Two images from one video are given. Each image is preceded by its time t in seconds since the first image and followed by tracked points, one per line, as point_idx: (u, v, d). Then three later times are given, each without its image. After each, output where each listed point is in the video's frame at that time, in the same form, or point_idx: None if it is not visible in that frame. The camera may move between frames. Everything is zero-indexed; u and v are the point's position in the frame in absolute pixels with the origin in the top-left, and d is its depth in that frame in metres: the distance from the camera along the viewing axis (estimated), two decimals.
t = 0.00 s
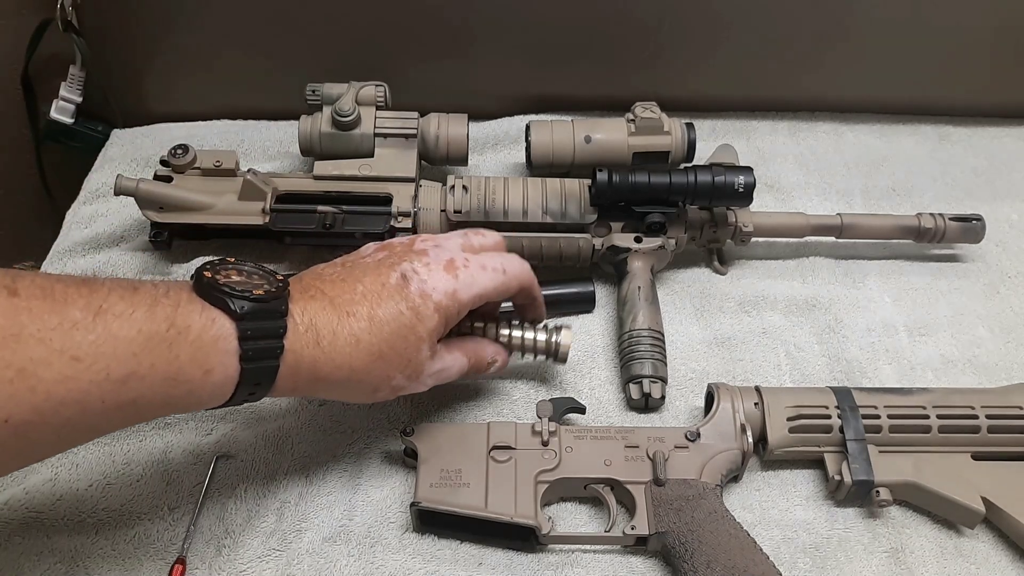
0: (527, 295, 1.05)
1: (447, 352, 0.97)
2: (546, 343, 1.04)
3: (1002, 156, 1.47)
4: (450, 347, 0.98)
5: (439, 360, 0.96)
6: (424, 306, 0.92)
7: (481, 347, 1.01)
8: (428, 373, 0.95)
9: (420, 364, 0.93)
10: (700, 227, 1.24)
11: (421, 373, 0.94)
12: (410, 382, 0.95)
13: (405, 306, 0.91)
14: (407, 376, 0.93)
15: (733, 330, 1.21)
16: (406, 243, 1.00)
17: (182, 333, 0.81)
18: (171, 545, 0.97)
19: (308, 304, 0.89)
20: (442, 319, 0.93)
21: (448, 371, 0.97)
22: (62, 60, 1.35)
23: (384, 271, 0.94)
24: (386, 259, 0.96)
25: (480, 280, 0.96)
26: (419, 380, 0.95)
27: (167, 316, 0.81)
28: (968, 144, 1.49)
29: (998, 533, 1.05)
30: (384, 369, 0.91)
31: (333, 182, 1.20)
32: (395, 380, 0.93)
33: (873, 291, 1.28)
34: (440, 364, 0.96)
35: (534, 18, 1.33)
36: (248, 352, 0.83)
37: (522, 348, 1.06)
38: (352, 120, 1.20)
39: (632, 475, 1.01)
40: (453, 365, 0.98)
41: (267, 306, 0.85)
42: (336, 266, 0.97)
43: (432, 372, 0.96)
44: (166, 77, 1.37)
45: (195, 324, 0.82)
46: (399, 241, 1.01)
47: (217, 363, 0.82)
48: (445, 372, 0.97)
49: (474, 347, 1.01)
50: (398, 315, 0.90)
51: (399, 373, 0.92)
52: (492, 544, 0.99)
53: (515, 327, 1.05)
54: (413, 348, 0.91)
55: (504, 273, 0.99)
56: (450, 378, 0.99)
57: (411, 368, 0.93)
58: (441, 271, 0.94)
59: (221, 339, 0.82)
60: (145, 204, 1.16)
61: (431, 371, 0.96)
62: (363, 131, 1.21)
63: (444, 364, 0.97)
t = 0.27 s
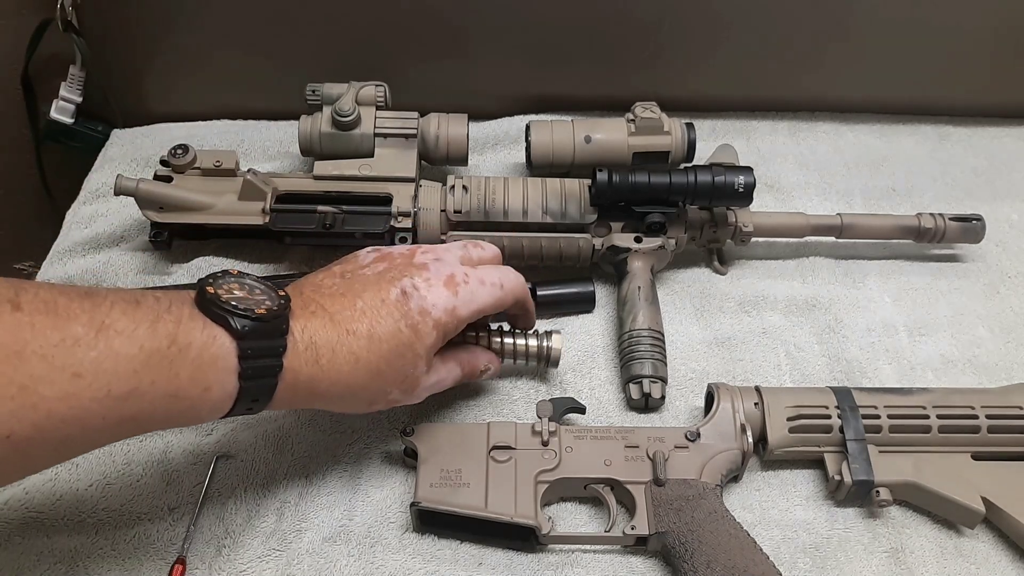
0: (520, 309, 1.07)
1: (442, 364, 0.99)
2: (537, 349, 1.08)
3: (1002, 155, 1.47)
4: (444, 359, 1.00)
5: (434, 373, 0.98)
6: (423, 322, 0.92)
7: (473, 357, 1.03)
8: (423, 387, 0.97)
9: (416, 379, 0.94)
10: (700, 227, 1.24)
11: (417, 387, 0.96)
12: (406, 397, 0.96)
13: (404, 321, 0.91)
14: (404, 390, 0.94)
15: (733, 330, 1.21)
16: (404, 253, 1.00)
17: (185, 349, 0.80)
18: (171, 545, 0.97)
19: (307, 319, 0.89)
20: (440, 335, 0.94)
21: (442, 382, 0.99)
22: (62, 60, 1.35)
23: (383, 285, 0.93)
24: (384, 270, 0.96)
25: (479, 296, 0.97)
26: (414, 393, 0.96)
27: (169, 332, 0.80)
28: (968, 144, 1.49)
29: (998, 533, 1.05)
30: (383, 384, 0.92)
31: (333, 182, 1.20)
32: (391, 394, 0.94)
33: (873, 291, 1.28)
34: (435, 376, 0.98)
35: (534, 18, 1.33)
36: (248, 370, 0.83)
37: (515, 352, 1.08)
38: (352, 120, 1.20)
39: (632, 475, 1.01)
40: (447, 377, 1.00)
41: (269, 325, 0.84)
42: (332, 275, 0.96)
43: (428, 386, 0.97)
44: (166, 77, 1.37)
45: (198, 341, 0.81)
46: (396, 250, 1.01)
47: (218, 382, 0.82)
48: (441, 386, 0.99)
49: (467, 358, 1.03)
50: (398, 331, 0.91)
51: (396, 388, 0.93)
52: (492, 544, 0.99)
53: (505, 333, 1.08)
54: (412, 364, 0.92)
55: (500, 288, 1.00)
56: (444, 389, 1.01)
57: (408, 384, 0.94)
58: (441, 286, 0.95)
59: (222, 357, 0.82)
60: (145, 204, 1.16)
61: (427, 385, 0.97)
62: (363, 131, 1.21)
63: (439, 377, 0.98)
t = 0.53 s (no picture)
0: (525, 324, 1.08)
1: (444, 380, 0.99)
2: (548, 369, 1.12)
3: (1002, 155, 1.47)
4: (449, 374, 1.01)
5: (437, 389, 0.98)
6: (434, 340, 0.93)
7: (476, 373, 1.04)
8: (426, 403, 0.97)
9: (420, 395, 0.95)
10: (700, 227, 1.24)
11: (420, 402, 0.96)
12: (408, 412, 0.96)
13: (413, 336, 0.92)
14: (407, 405, 0.95)
15: (733, 330, 1.21)
16: (412, 269, 1.00)
17: (194, 361, 0.79)
18: (171, 545, 0.97)
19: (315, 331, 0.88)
20: (447, 352, 0.95)
21: (443, 397, 1.00)
22: (62, 60, 1.35)
23: (393, 300, 0.94)
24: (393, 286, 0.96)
25: (486, 315, 0.99)
26: (416, 408, 0.96)
27: (177, 342, 0.79)
28: (968, 144, 1.49)
29: (998, 533, 1.05)
30: (387, 400, 0.92)
31: (333, 182, 1.20)
32: (394, 409, 0.94)
33: (873, 291, 1.28)
34: (438, 391, 0.98)
35: (534, 18, 1.33)
36: (255, 381, 0.82)
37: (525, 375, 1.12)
38: (352, 120, 1.20)
39: (632, 475, 1.01)
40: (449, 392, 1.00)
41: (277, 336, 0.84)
42: (341, 288, 0.96)
43: (432, 400, 0.97)
44: (166, 77, 1.37)
45: (206, 352, 0.80)
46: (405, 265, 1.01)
47: (226, 395, 0.81)
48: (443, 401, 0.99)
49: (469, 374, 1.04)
50: (406, 347, 0.91)
51: (399, 404, 0.94)
52: (492, 544, 0.99)
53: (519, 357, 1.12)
54: (417, 380, 0.93)
55: (507, 309, 1.01)
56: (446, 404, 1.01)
57: (412, 399, 0.94)
58: (448, 305, 0.96)
59: (231, 368, 0.81)
60: (145, 204, 1.16)
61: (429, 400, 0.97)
62: (363, 132, 1.21)
63: (441, 392, 0.99)
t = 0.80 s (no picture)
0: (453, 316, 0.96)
1: (363, 399, 0.82)
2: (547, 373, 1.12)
3: (1002, 155, 1.47)
4: (372, 387, 0.84)
5: (353, 411, 0.81)
6: (316, 349, 0.77)
7: (408, 378, 0.86)
8: (343, 429, 0.81)
9: (327, 418, 0.79)
10: (700, 227, 1.24)
11: (331, 429, 0.80)
12: (320, 441, 0.80)
13: (293, 349, 0.77)
14: (317, 432, 0.79)
15: (733, 330, 1.21)
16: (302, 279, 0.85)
17: (50, 417, 0.67)
18: (171, 545, 0.97)
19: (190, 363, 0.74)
20: (345, 364, 0.79)
21: (367, 419, 0.82)
22: (62, 60, 1.35)
23: (276, 316, 0.79)
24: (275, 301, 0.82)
25: (391, 309, 0.84)
26: (329, 437, 0.80)
27: (25, 400, 0.66)
28: (968, 144, 1.49)
29: (998, 533, 1.05)
30: (287, 428, 0.77)
31: (333, 182, 1.20)
32: (303, 439, 0.78)
33: (873, 291, 1.28)
34: (353, 412, 0.81)
35: (534, 17, 1.33)
36: (127, 431, 0.70)
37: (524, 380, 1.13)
38: (352, 120, 1.20)
39: (632, 475, 1.01)
40: (372, 412, 0.82)
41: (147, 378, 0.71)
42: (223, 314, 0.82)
43: (350, 424, 0.81)
44: (165, 77, 1.37)
45: (62, 404, 0.68)
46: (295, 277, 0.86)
47: (95, 447, 0.69)
48: (364, 423, 0.82)
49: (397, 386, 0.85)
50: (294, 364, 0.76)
51: (302, 432, 0.78)
52: (492, 543, 1.00)
53: (517, 362, 1.13)
54: (314, 400, 0.77)
55: (417, 298, 0.87)
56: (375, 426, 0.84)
57: (315, 423, 0.78)
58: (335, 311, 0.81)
59: (92, 422, 0.69)
60: (145, 204, 1.16)
61: (349, 425, 0.81)
62: (363, 131, 1.21)
63: (363, 413, 0.81)
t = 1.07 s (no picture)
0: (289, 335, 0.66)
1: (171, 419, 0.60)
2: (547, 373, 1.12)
3: (1002, 155, 1.47)
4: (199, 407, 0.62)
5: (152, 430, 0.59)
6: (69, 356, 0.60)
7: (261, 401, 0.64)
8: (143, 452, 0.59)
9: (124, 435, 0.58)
10: (700, 228, 1.24)
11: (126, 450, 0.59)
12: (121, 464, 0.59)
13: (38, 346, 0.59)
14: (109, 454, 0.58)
15: (733, 330, 1.21)
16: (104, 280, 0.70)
17: None
18: (171, 545, 0.97)
19: None
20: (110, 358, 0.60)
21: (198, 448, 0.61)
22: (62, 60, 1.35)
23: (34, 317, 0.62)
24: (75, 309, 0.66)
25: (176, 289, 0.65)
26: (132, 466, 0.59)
27: None
28: (968, 144, 1.49)
29: (998, 533, 1.05)
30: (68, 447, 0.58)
31: (333, 182, 1.20)
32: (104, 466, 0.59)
33: (873, 291, 1.28)
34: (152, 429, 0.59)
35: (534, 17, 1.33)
36: None
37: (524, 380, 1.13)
38: (352, 120, 1.20)
39: (632, 475, 1.01)
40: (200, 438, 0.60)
41: None
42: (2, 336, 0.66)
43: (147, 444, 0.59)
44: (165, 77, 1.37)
45: None
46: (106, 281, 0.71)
47: None
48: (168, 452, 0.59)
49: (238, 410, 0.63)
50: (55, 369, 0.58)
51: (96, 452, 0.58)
52: (492, 543, 1.00)
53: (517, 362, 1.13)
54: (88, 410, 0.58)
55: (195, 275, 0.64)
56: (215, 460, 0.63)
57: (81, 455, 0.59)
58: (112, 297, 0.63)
59: None
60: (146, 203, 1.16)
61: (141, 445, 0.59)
62: (363, 131, 1.21)
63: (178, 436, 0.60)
